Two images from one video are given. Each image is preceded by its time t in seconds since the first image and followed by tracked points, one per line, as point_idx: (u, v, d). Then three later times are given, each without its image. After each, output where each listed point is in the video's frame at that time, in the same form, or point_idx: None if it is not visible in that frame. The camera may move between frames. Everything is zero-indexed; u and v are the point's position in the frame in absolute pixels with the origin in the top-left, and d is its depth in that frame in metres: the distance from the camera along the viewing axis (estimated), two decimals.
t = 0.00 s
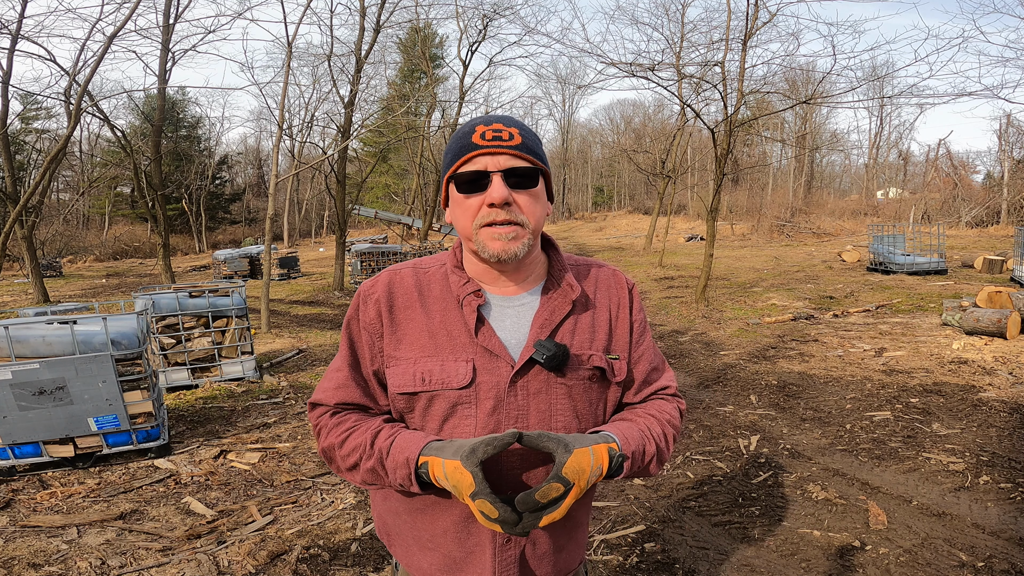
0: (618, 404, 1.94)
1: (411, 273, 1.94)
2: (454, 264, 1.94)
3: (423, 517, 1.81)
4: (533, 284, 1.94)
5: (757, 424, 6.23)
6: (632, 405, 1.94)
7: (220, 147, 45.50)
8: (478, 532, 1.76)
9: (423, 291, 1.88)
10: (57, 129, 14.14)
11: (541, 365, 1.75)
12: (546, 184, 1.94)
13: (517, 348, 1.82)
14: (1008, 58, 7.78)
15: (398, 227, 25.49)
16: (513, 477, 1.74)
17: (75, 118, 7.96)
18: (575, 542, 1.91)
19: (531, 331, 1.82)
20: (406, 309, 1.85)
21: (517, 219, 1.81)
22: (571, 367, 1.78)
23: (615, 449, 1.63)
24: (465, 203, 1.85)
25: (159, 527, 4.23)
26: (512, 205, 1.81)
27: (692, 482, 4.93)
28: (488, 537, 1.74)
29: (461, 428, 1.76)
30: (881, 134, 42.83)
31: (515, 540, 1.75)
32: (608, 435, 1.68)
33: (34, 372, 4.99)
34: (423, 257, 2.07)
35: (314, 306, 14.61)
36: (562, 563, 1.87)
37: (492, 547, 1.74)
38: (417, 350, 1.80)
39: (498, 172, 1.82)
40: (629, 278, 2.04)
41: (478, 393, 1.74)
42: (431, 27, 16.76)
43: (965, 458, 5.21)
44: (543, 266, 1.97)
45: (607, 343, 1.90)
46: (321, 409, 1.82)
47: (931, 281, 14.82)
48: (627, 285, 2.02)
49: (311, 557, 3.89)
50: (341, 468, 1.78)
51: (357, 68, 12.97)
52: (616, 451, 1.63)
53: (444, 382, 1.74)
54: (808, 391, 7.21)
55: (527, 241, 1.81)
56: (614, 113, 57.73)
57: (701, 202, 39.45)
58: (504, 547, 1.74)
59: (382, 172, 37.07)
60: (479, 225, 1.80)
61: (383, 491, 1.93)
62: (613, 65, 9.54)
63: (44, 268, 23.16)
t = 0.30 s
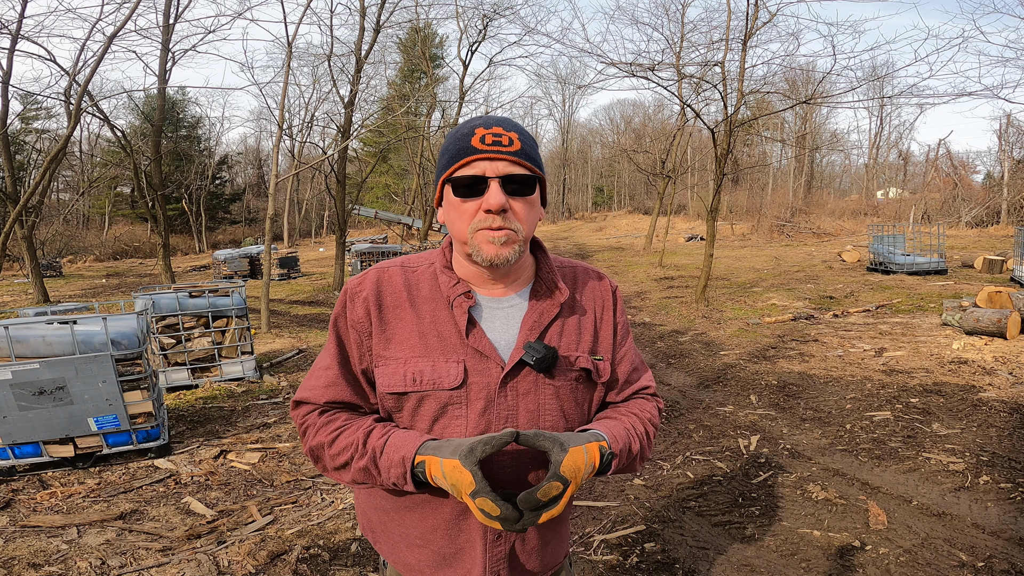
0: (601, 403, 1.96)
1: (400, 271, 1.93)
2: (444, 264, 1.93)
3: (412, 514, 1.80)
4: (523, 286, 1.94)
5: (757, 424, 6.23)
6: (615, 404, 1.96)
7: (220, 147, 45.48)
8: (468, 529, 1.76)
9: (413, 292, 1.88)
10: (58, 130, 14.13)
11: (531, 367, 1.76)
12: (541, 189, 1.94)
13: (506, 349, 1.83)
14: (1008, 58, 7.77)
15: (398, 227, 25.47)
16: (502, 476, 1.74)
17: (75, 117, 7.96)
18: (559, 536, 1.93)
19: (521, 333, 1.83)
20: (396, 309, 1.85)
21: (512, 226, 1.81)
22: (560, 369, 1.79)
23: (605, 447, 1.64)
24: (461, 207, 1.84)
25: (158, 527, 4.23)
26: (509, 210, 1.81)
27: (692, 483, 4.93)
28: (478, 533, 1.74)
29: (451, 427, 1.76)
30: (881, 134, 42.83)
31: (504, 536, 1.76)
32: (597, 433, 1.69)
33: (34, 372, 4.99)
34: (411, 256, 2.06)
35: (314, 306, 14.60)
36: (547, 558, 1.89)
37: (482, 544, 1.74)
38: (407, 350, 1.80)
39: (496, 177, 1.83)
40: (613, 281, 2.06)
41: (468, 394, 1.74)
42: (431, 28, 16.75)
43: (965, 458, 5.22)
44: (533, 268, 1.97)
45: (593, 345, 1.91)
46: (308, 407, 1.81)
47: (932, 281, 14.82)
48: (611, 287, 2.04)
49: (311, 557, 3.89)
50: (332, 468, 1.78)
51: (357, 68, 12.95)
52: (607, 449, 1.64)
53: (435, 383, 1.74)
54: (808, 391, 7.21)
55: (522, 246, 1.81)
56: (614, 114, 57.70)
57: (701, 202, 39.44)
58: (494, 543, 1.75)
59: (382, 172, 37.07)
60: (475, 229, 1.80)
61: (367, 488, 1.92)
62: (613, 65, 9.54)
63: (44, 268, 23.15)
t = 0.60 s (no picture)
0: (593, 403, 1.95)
1: (393, 272, 1.94)
2: (436, 265, 1.93)
3: (404, 511, 1.81)
4: (514, 286, 1.94)
5: (757, 424, 6.23)
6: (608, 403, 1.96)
7: (220, 147, 45.49)
8: (461, 525, 1.76)
9: (405, 292, 1.87)
10: (58, 130, 14.14)
11: (522, 365, 1.76)
12: (531, 189, 1.94)
13: (498, 348, 1.83)
14: (1008, 58, 7.78)
15: (398, 227, 25.48)
16: (493, 475, 1.74)
17: (76, 117, 7.97)
18: (554, 534, 1.93)
19: (512, 332, 1.83)
20: (388, 309, 1.85)
21: (503, 226, 1.82)
22: (551, 367, 1.80)
23: (598, 444, 1.65)
24: (451, 208, 1.84)
25: (159, 527, 4.23)
26: (499, 210, 1.81)
27: (692, 482, 4.93)
28: (470, 530, 1.75)
29: (443, 425, 1.76)
30: (881, 134, 42.83)
31: (496, 533, 1.76)
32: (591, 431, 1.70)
33: (34, 372, 4.99)
34: (403, 257, 2.06)
35: (314, 306, 14.60)
36: (541, 556, 1.88)
37: (475, 541, 1.74)
38: (400, 349, 1.80)
39: (485, 178, 1.83)
40: (605, 281, 2.06)
41: (460, 392, 1.75)
42: (431, 27, 16.73)
43: (965, 458, 5.22)
44: (524, 269, 1.97)
45: (584, 344, 1.91)
46: (301, 407, 1.81)
47: (931, 281, 14.82)
48: (603, 287, 2.03)
49: (311, 557, 3.89)
50: (323, 466, 1.78)
51: (357, 68, 12.93)
52: (600, 447, 1.65)
53: (427, 381, 1.74)
54: (808, 391, 7.21)
55: (512, 247, 1.81)
56: (614, 113, 57.67)
57: (700, 202, 39.44)
58: (487, 540, 1.75)
59: (382, 172, 37.07)
60: (466, 230, 1.80)
61: (362, 487, 1.93)
62: (613, 66, 9.56)
63: (44, 268, 23.16)
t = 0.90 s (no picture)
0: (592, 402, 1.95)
1: (393, 270, 1.94)
2: (436, 262, 1.94)
3: (399, 507, 1.81)
4: (512, 284, 1.94)
5: (757, 424, 6.23)
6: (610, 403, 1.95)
7: (220, 147, 45.50)
8: (454, 522, 1.76)
9: (404, 288, 1.88)
10: (58, 130, 14.15)
11: (517, 361, 1.75)
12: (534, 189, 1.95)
13: (494, 344, 1.83)
14: (1008, 58, 7.77)
15: (398, 227, 25.47)
16: (486, 471, 1.74)
17: (75, 117, 7.97)
18: (550, 535, 1.91)
19: (508, 328, 1.83)
20: (387, 305, 1.85)
21: (508, 223, 1.82)
22: (546, 364, 1.79)
23: (602, 444, 1.65)
24: (457, 204, 1.83)
25: (159, 527, 4.23)
26: (504, 208, 1.82)
27: (692, 482, 4.93)
28: (463, 527, 1.74)
29: (438, 421, 1.75)
30: (881, 134, 42.81)
31: (489, 530, 1.76)
32: (595, 431, 1.70)
33: (34, 372, 4.99)
34: (405, 255, 2.07)
35: (314, 306, 14.60)
36: (537, 556, 1.87)
37: (467, 538, 1.74)
38: (397, 344, 1.81)
39: (492, 175, 1.82)
40: (605, 282, 2.05)
41: (455, 387, 1.75)
42: (431, 27, 16.72)
43: (965, 458, 5.21)
44: (523, 268, 1.97)
45: (581, 342, 1.90)
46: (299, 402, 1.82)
47: (932, 281, 14.81)
48: (603, 287, 2.03)
49: (311, 557, 3.89)
50: (310, 459, 1.79)
51: (357, 67, 12.93)
52: (604, 447, 1.64)
53: (422, 375, 1.74)
54: (808, 391, 7.21)
55: (516, 245, 1.82)
56: (614, 114, 57.66)
57: (700, 202, 39.43)
58: (479, 538, 1.75)
59: (382, 172, 37.07)
60: (473, 227, 1.80)
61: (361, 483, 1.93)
62: (613, 65, 9.56)
63: (44, 268, 23.16)
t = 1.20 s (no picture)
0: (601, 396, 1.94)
1: (392, 271, 1.96)
2: (435, 262, 1.96)
3: (403, 507, 1.81)
4: (512, 281, 1.96)
5: (757, 424, 6.23)
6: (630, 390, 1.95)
7: (220, 147, 45.50)
8: (456, 521, 1.75)
9: (402, 288, 1.89)
10: (57, 130, 14.15)
11: (516, 356, 1.76)
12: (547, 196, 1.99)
13: (494, 340, 1.84)
14: (1008, 58, 7.76)
15: (398, 228, 25.46)
16: (486, 467, 1.72)
17: (75, 117, 7.96)
18: (554, 536, 1.90)
19: (508, 323, 1.84)
20: (386, 304, 1.87)
21: (523, 224, 1.85)
22: (546, 358, 1.79)
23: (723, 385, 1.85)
24: (477, 198, 1.84)
25: (158, 528, 4.23)
26: (522, 209, 1.84)
27: (692, 482, 4.93)
28: (465, 526, 1.73)
29: (438, 417, 1.75)
30: (882, 134, 42.80)
31: (492, 530, 1.74)
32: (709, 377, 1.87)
33: (33, 372, 4.99)
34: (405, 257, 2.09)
35: (314, 306, 14.60)
36: (541, 558, 1.85)
37: (469, 537, 1.73)
38: (396, 342, 1.81)
39: (516, 175, 1.85)
40: (607, 281, 2.06)
41: (454, 382, 1.75)
42: (431, 28, 16.71)
43: (965, 458, 5.21)
44: (524, 266, 2.00)
45: (583, 338, 1.90)
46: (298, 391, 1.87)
47: (932, 281, 14.81)
48: (604, 287, 2.04)
49: (311, 557, 3.89)
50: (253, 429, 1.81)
51: (357, 67, 12.92)
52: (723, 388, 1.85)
53: (421, 370, 1.74)
54: (808, 391, 7.21)
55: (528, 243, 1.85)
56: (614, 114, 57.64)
57: (701, 202, 39.43)
58: (481, 537, 1.73)
59: (382, 172, 37.06)
60: (489, 221, 1.81)
61: (365, 484, 1.94)
62: (613, 65, 9.55)
63: (44, 268, 23.17)
